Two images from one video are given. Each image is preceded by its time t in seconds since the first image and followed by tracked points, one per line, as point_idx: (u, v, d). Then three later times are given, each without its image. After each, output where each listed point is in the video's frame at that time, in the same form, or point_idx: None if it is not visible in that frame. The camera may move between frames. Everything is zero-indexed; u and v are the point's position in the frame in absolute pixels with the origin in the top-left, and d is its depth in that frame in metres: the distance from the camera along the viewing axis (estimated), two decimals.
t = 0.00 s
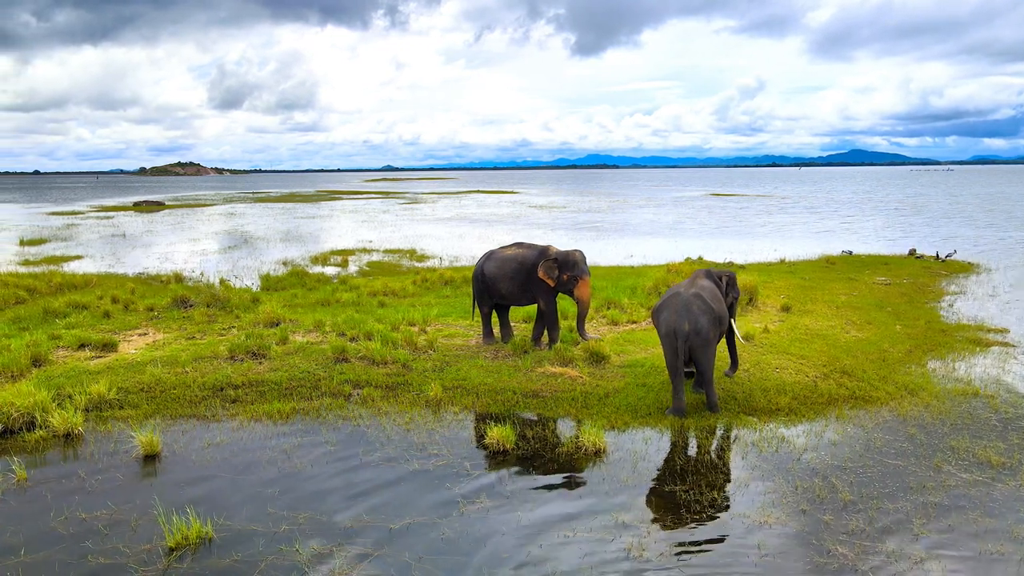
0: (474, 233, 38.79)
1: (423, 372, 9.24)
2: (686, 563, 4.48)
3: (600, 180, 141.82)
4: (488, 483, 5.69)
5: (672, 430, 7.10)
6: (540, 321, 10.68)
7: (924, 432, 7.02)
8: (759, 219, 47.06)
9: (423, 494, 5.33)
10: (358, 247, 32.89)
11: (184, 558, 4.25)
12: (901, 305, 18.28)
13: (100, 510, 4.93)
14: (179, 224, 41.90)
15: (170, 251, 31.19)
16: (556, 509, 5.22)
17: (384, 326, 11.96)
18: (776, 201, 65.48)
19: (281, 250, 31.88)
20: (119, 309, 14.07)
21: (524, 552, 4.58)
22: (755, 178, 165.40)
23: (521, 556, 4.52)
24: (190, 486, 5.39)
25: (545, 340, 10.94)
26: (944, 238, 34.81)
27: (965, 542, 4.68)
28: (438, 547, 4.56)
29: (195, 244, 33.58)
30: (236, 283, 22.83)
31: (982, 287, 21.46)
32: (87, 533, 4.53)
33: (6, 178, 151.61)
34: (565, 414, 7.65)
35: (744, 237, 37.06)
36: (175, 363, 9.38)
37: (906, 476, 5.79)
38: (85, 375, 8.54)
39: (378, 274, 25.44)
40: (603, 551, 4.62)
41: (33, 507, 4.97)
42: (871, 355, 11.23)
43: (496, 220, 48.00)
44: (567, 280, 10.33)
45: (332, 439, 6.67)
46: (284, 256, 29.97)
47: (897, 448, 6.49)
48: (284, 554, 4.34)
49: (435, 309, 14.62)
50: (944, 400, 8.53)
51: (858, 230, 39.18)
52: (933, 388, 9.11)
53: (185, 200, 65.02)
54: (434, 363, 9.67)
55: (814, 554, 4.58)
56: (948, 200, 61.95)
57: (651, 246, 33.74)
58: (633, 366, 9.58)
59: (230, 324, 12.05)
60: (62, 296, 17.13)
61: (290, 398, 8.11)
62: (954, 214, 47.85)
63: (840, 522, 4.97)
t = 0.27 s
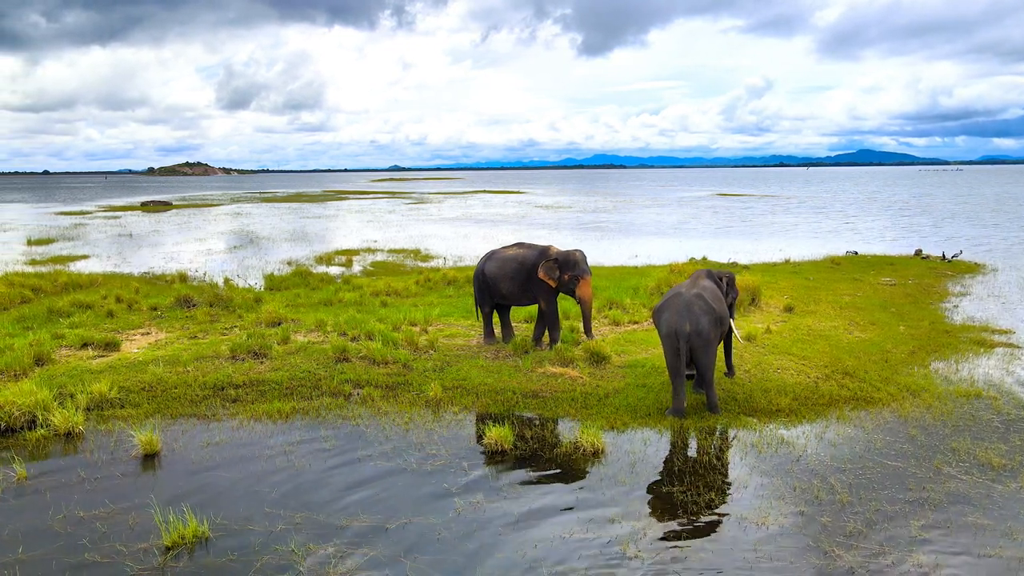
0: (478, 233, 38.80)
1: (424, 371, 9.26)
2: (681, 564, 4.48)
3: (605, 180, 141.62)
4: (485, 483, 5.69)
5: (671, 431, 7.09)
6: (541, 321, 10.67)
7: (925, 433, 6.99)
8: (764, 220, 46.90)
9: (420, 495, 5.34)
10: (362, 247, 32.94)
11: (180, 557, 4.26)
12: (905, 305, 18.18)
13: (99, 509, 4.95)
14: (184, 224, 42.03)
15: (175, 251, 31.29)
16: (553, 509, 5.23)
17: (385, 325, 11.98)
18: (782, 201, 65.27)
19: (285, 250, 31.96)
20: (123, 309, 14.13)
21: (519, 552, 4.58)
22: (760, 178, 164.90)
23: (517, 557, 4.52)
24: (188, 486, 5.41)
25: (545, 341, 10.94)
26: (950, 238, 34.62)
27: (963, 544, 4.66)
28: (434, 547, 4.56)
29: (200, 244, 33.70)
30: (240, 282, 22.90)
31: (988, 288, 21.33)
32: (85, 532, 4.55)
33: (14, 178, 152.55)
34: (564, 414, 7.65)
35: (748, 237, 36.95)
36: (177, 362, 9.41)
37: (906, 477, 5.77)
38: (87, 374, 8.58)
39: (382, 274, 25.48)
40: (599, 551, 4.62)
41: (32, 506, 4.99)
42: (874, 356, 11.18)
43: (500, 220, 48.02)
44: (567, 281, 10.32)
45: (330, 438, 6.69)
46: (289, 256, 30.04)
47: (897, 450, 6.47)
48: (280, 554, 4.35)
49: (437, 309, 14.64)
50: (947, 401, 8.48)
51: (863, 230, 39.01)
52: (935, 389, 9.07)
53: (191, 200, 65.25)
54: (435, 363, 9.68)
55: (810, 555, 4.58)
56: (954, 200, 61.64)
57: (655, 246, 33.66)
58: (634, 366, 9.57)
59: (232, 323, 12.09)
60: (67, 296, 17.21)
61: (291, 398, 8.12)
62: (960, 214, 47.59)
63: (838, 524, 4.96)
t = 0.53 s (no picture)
0: (482, 233, 38.80)
1: (424, 371, 9.26)
2: (677, 564, 4.47)
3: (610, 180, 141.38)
4: (482, 483, 5.69)
5: (671, 432, 7.08)
6: (542, 321, 10.66)
7: (926, 435, 6.95)
8: (769, 220, 46.74)
9: (417, 495, 5.34)
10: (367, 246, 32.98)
11: (176, 556, 4.28)
12: (910, 306, 18.09)
13: (97, 507, 4.98)
14: (189, 224, 42.18)
15: (180, 250, 31.41)
16: (549, 509, 5.22)
17: (386, 325, 11.99)
18: (787, 201, 65.05)
19: (290, 249, 32.04)
20: (127, 309, 14.20)
21: (514, 552, 4.57)
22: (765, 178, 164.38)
23: (512, 557, 4.51)
24: (186, 485, 5.42)
25: (546, 341, 10.94)
26: (956, 238, 34.43)
27: (961, 546, 4.64)
28: (429, 547, 4.57)
29: (205, 243, 33.82)
30: (244, 282, 22.98)
31: (994, 289, 21.20)
32: (83, 530, 4.57)
33: (21, 178, 153.22)
34: (564, 415, 7.65)
35: (753, 237, 36.83)
36: (178, 362, 9.45)
37: (905, 479, 5.74)
38: (89, 374, 8.62)
39: (385, 274, 25.52)
40: (594, 552, 4.61)
41: (32, 504, 5.02)
42: (876, 357, 11.13)
43: (504, 220, 48.03)
44: (568, 281, 10.31)
45: (329, 438, 6.70)
46: (293, 256, 30.11)
47: (897, 451, 6.43)
48: (276, 553, 4.36)
49: (439, 309, 14.66)
50: (949, 403, 8.44)
51: (868, 230, 38.84)
52: (937, 391, 9.01)
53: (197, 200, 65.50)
54: (435, 363, 9.69)
55: (806, 557, 4.55)
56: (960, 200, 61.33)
57: (660, 246, 33.58)
58: (634, 366, 9.55)
59: (235, 323, 12.13)
60: (72, 295, 17.30)
61: (291, 397, 8.14)
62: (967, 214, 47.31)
63: (835, 525, 4.94)
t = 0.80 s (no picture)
0: (487, 233, 38.80)
1: (425, 371, 9.27)
2: (671, 566, 4.46)
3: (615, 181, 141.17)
4: (480, 483, 5.69)
5: (670, 433, 7.06)
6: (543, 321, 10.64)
7: (927, 436, 6.91)
8: (774, 220, 46.56)
9: (414, 495, 5.34)
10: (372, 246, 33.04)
11: (173, 555, 4.30)
12: (915, 306, 18.00)
13: (96, 506, 5.00)
14: (194, 224, 42.34)
15: (186, 250, 31.53)
16: (546, 510, 5.21)
17: (388, 325, 12.00)
18: (793, 201, 64.84)
19: (294, 249, 32.12)
20: (131, 308, 14.25)
21: (510, 552, 4.57)
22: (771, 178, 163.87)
23: (507, 557, 4.51)
24: (184, 484, 5.44)
25: (547, 341, 10.93)
26: (963, 239, 34.23)
27: (960, 549, 4.61)
28: (425, 547, 4.57)
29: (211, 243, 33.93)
30: (248, 282, 23.04)
31: (1000, 289, 21.07)
32: (80, 528, 4.59)
33: (29, 179, 154.16)
34: (563, 415, 7.64)
35: (758, 237, 36.71)
36: (180, 361, 9.48)
37: (905, 480, 5.71)
38: (91, 373, 8.66)
39: (389, 273, 25.55)
40: (590, 552, 4.61)
41: (31, 503, 5.05)
42: (879, 358, 11.08)
43: (508, 220, 48.04)
44: (569, 281, 10.30)
45: (328, 437, 6.71)
46: (298, 256, 30.19)
47: (897, 453, 6.40)
48: (271, 552, 4.37)
49: (441, 309, 14.66)
50: (951, 404, 8.39)
51: (874, 230, 38.66)
52: (940, 392, 8.95)
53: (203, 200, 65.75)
54: (436, 363, 9.69)
55: (802, 559, 4.54)
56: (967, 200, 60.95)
57: (664, 246, 33.51)
58: (635, 367, 9.53)
59: (237, 322, 12.17)
60: (77, 294, 17.39)
61: (291, 397, 8.16)
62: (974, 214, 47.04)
63: (832, 527, 4.92)
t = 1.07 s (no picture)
0: (490, 233, 38.80)
1: (425, 371, 9.28)
2: (667, 567, 4.44)
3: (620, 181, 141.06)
4: (477, 483, 5.69)
5: (670, 434, 7.03)
6: (544, 321, 10.62)
7: (927, 438, 6.88)
8: (779, 220, 46.39)
9: (410, 495, 5.34)
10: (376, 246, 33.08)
11: (169, 554, 4.31)
12: (919, 307, 17.91)
13: (94, 505, 5.03)
14: (199, 224, 42.47)
15: (190, 250, 31.65)
16: (543, 510, 5.20)
17: (389, 325, 12.01)
18: (798, 201, 64.60)
19: (298, 249, 32.18)
20: (134, 307, 14.31)
21: (505, 553, 4.56)
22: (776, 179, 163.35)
23: (502, 558, 4.50)
24: (183, 483, 5.46)
25: (548, 341, 10.92)
26: (969, 239, 34.02)
27: (958, 552, 4.59)
28: (420, 547, 4.57)
29: (215, 243, 34.03)
30: (252, 282, 23.11)
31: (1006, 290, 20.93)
32: (78, 527, 4.62)
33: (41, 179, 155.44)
34: (562, 415, 7.63)
35: (762, 237, 36.58)
36: (181, 360, 9.51)
37: (905, 482, 5.68)
38: (93, 371, 8.71)
39: (393, 273, 25.58)
40: (585, 554, 4.59)
41: (30, 502, 5.07)
42: (881, 358, 11.03)
43: (512, 220, 48.04)
44: (570, 281, 10.29)
45: (328, 437, 6.72)
46: (302, 256, 30.26)
47: (897, 454, 6.38)
48: (266, 552, 4.38)
49: (443, 308, 14.67)
50: (953, 405, 8.34)
51: (879, 230, 38.47)
52: (942, 393, 8.90)
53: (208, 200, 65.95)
54: (436, 363, 9.70)
55: (799, 560, 4.52)
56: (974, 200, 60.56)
57: (668, 246, 33.45)
58: (635, 367, 9.52)
59: (239, 322, 12.21)
60: (82, 293, 17.48)
61: (291, 397, 8.17)
62: (980, 214, 46.75)
63: (830, 529, 4.90)
